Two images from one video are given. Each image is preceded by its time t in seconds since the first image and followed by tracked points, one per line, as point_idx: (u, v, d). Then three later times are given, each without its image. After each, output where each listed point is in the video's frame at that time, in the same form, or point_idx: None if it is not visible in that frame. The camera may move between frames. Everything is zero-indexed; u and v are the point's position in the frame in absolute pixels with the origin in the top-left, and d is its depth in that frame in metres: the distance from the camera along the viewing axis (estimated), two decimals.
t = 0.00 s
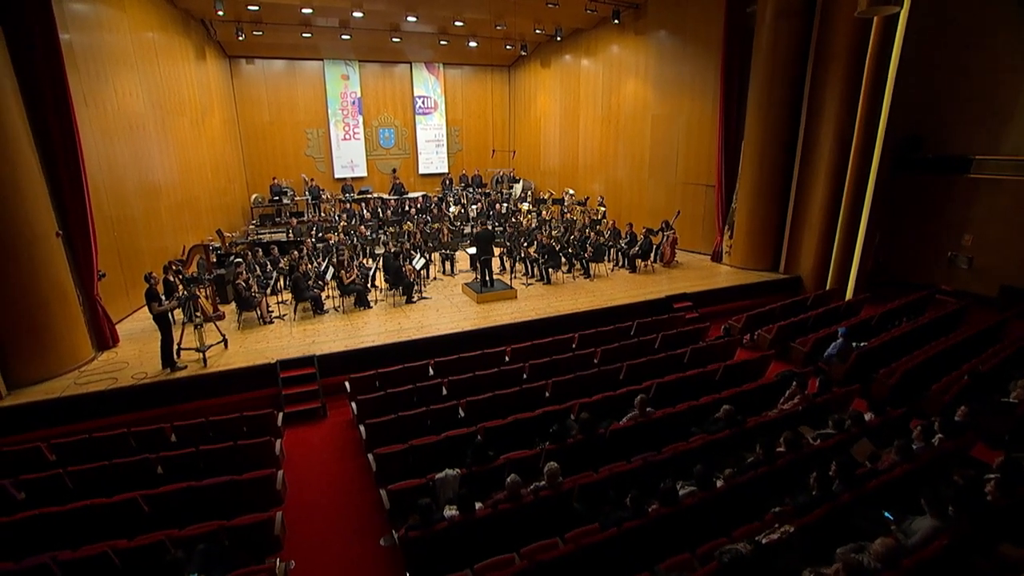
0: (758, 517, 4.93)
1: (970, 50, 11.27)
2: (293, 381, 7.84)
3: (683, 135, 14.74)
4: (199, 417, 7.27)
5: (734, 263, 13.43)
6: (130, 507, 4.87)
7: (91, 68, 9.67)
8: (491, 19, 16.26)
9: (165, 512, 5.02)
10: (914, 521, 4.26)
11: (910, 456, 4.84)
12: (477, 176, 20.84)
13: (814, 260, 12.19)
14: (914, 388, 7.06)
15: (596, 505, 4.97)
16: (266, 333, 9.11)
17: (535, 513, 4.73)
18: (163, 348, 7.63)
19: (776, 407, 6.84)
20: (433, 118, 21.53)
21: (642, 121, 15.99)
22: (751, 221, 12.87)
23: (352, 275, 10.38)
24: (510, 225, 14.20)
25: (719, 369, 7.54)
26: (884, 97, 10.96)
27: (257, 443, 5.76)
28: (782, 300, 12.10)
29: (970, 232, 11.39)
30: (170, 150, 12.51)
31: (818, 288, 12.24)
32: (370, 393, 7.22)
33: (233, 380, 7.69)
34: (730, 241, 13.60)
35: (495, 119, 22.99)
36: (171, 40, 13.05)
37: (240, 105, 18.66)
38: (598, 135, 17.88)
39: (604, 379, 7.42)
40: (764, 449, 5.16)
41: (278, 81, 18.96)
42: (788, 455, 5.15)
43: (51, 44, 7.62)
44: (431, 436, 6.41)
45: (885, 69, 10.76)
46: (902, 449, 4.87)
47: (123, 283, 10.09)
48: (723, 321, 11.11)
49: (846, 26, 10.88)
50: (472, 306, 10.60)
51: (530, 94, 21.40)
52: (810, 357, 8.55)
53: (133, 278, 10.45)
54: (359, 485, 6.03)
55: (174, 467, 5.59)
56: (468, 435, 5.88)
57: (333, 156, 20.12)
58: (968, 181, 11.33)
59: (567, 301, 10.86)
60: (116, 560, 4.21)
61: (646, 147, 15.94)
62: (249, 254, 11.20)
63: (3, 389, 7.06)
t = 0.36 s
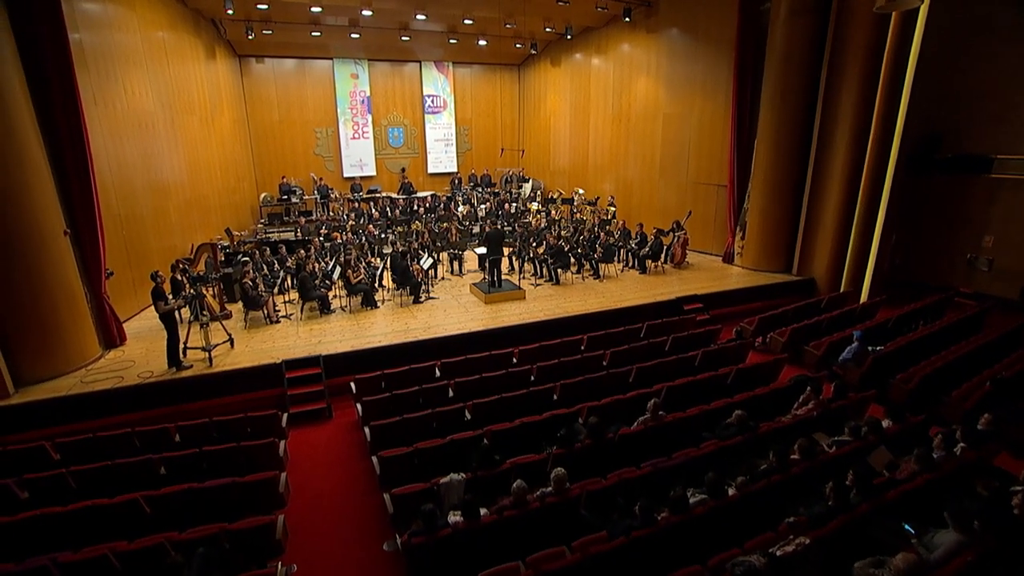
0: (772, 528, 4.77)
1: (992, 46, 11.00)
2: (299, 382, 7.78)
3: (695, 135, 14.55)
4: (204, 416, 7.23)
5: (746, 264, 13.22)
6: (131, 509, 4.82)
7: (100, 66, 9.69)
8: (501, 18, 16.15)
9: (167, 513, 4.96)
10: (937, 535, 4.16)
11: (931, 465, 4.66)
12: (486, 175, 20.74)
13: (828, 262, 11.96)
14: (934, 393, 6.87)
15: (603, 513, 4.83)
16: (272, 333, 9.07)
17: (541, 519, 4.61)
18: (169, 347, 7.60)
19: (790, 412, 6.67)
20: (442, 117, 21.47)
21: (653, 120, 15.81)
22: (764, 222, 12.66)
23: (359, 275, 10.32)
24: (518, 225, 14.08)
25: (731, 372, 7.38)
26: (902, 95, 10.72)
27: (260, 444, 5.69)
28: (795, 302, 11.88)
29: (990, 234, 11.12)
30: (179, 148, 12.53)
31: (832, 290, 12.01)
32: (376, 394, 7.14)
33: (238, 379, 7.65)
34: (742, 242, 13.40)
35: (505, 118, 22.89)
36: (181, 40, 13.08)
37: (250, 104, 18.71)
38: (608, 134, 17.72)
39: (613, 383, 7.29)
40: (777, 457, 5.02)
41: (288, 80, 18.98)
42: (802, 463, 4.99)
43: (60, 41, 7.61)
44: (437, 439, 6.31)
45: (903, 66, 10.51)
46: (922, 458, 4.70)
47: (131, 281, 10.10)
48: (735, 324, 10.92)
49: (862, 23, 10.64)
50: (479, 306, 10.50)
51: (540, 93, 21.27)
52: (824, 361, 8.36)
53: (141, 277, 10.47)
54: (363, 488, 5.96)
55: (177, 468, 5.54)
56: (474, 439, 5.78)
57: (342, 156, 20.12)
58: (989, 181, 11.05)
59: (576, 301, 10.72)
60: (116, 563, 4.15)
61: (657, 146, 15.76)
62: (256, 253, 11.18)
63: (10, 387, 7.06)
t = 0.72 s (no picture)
0: (785, 538, 4.63)
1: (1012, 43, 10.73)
2: (303, 382, 7.72)
3: (705, 134, 14.36)
4: (208, 416, 7.19)
5: (757, 266, 13.02)
6: (131, 511, 4.75)
7: (108, 64, 9.69)
8: (510, 16, 16.04)
9: (168, 515, 4.90)
10: (960, 549, 3.94)
11: (951, 475, 4.49)
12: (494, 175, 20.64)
13: (842, 263, 11.74)
14: (953, 399, 6.66)
15: (611, 520, 4.72)
16: (278, 332, 9.02)
17: (546, 527, 4.50)
18: (174, 346, 7.57)
19: (803, 418, 6.50)
20: (451, 116, 21.39)
21: (662, 119, 15.63)
22: (776, 223, 12.46)
23: (365, 274, 10.24)
24: (526, 224, 13.96)
25: (742, 376, 7.22)
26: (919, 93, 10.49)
27: (263, 446, 5.63)
28: (807, 304, 11.68)
29: (1010, 236, 10.85)
30: (187, 147, 12.53)
31: (845, 292, 11.79)
32: (380, 396, 7.05)
33: (242, 379, 7.60)
34: (753, 243, 13.20)
35: (513, 117, 22.77)
36: (189, 38, 13.09)
37: (259, 103, 18.73)
38: (618, 134, 17.55)
39: (622, 386, 7.16)
40: (790, 464, 4.87)
41: (296, 79, 18.99)
42: (816, 471, 4.84)
43: (67, 39, 7.58)
44: (441, 442, 6.21)
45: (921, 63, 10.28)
46: (941, 467, 4.52)
47: (138, 279, 10.10)
48: (746, 326, 10.73)
49: (878, 20, 10.42)
50: (486, 306, 10.39)
51: (549, 93, 21.13)
52: (838, 365, 8.18)
53: (148, 275, 10.46)
54: (366, 491, 5.89)
55: (179, 468, 5.48)
56: (480, 442, 5.68)
57: (350, 155, 20.10)
58: (1009, 182, 10.80)
59: (584, 302, 10.58)
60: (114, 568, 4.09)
61: (667, 146, 15.58)
62: (263, 252, 11.14)
63: (15, 385, 7.05)
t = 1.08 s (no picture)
0: (799, 550, 4.49)
1: None
2: (307, 383, 7.65)
3: (715, 133, 14.17)
4: (211, 417, 7.14)
5: (768, 267, 12.83)
6: (129, 514, 4.68)
7: (116, 64, 9.66)
8: (518, 14, 15.92)
9: (167, 518, 4.82)
10: (985, 565, 3.72)
11: (973, 485, 4.33)
12: (502, 174, 20.53)
13: (854, 265, 11.53)
14: (973, 405, 6.47)
15: (618, 529, 4.59)
16: (282, 332, 8.97)
17: (552, 535, 4.38)
18: (177, 346, 7.53)
19: (816, 423, 6.34)
20: (458, 115, 21.30)
21: (672, 118, 15.45)
22: (787, 223, 12.28)
23: (370, 274, 10.17)
24: (534, 224, 13.84)
25: (753, 380, 7.07)
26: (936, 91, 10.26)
27: (264, 448, 5.55)
28: (819, 307, 11.47)
29: None
30: (194, 146, 12.51)
31: (859, 294, 11.57)
32: (384, 397, 6.96)
33: (246, 379, 7.54)
34: (763, 244, 13.00)
35: (521, 116, 22.65)
36: (197, 38, 13.08)
37: (266, 102, 18.74)
38: (626, 133, 17.38)
39: (629, 389, 7.02)
40: (804, 472, 4.72)
41: (304, 78, 18.97)
42: (831, 480, 4.69)
43: (73, 37, 7.53)
44: (445, 445, 6.11)
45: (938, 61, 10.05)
46: (963, 476, 4.37)
47: (144, 278, 10.09)
48: (756, 329, 10.55)
49: (894, 16, 10.20)
50: (493, 307, 10.28)
51: (557, 92, 20.99)
52: (851, 369, 8.00)
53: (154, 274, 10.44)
54: (368, 495, 5.79)
55: (179, 471, 5.41)
56: (484, 447, 5.57)
57: (357, 154, 20.08)
58: None
59: (592, 303, 10.45)
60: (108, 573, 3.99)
61: (676, 145, 15.40)
62: (268, 251, 11.12)
63: (19, 384, 7.02)
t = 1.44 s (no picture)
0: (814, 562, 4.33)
1: None
2: (311, 384, 7.56)
3: (725, 133, 13.99)
4: (213, 418, 7.08)
5: (778, 268, 12.65)
6: (127, 517, 4.60)
7: (121, 63, 9.61)
8: (525, 12, 15.80)
9: (165, 522, 4.75)
10: None
11: (997, 497, 4.16)
12: (509, 174, 20.42)
13: (867, 267, 11.31)
14: (993, 412, 6.26)
15: (625, 538, 4.45)
16: (286, 332, 8.90)
17: (557, 544, 4.25)
18: (180, 346, 7.49)
19: (830, 429, 6.16)
20: (465, 115, 21.21)
21: (681, 118, 15.27)
22: (798, 224, 12.08)
23: (375, 274, 10.09)
24: (541, 224, 13.71)
25: (763, 384, 6.91)
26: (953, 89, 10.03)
27: (265, 450, 5.46)
28: (831, 309, 11.26)
29: None
30: (200, 146, 12.48)
31: (871, 297, 11.35)
32: (387, 400, 6.86)
33: (249, 380, 7.48)
34: (774, 245, 12.81)
35: (529, 116, 22.53)
36: (204, 38, 13.06)
37: (273, 101, 18.74)
38: (635, 133, 17.21)
39: (637, 392, 6.88)
40: (818, 480, 4.57)
41: (311, 78, 18.96)
42: (846, 489, 4.53)
43: (78, 35, 7.49)
44: (449, 449, 6.00)
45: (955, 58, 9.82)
46: (984, 487, 4.21)
47: (150, 278, 10.06)
48: (767, 331, 10.36)
49: (909, 12, 9.99)
50: (499, 308, 10.16)
51: (565, 91, 20.85)
52: (864, 373, 7.80)
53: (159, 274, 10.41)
54: (370, 499, 5.69)
55: (179, 473, 5.34)
56: (488, 451, 5.46)
57: (364, 154, 20.04)
58: None
59: (599, 305, 10.30)
60: None
61: (685, 145, 15.22)
62: (273, 251, 11.09)
63: (22, 384, 7.00)
